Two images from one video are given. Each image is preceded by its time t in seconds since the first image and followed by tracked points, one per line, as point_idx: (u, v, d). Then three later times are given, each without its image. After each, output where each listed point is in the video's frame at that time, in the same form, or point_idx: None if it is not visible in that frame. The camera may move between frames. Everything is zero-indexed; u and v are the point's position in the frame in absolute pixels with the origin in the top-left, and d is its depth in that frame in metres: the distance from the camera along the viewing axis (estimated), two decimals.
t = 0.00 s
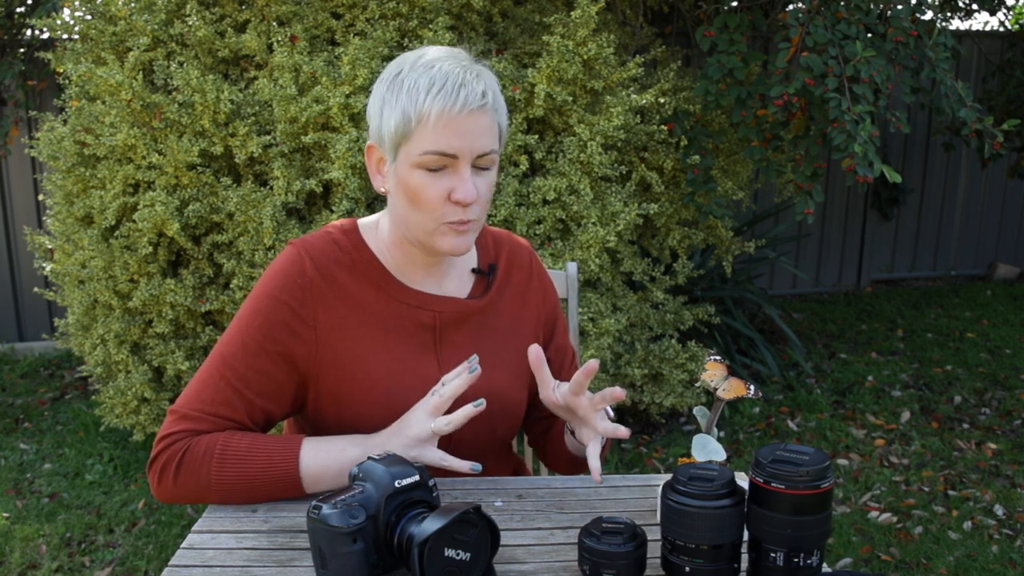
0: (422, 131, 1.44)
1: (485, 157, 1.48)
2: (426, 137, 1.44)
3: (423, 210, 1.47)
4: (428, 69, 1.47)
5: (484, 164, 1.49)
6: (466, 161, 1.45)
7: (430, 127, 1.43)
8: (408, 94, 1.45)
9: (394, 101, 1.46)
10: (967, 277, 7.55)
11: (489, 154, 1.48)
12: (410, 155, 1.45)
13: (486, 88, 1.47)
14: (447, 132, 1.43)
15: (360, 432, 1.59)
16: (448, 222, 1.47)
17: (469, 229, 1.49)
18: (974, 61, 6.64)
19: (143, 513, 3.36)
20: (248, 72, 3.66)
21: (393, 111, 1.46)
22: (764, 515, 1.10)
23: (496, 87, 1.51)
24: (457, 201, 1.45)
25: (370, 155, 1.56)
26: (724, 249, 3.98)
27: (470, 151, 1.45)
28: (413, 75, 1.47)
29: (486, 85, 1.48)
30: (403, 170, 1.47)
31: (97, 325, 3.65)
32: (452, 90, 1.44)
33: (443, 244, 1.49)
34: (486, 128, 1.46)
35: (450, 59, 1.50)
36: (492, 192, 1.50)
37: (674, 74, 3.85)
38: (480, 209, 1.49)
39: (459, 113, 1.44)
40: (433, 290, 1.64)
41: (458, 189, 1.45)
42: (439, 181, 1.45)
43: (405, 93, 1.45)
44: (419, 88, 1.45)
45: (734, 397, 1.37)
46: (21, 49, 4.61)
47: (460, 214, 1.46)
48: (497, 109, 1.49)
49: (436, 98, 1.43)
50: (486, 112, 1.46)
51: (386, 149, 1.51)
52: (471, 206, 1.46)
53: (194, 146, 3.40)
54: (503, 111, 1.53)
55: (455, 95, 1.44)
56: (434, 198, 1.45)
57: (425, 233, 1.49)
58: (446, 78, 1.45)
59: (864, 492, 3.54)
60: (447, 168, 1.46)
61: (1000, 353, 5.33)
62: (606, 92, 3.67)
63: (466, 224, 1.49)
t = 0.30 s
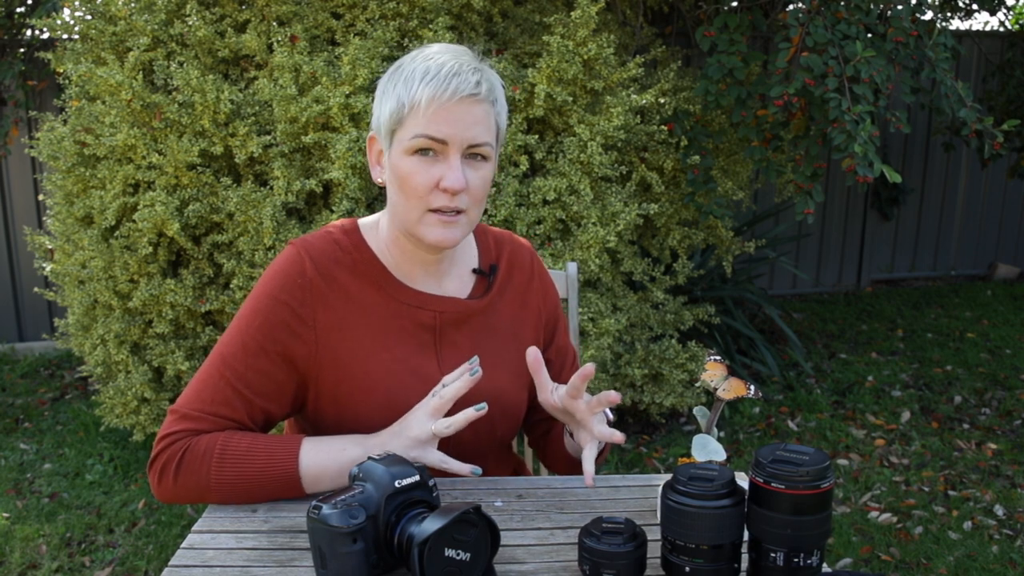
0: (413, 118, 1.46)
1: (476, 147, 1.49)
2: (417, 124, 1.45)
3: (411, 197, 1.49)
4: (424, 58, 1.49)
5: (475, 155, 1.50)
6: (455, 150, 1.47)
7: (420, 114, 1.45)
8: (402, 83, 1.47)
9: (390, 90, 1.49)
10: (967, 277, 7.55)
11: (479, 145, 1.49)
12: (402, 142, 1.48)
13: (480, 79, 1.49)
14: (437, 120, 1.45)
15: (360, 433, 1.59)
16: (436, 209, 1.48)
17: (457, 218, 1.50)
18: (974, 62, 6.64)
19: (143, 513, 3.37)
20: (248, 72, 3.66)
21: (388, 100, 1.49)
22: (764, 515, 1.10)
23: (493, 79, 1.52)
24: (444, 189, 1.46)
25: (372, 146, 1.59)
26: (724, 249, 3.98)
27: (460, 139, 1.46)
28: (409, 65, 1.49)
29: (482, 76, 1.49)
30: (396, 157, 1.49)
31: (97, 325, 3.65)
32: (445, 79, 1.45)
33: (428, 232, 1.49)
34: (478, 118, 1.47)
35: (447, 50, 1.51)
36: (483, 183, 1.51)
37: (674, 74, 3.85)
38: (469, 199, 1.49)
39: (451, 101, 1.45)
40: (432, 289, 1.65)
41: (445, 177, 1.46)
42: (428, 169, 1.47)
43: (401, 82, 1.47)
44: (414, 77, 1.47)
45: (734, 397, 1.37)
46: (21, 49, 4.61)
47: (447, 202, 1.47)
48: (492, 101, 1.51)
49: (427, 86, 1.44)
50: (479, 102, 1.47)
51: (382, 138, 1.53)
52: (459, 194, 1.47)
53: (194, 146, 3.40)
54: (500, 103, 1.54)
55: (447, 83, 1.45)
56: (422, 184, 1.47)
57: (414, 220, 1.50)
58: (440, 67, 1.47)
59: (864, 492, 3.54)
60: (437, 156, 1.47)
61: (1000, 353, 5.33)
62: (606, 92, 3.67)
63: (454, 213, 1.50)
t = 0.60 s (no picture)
0: (409, 118, 1.46)
1: (472, 144, 1.49)
2: (413, 124, 1.46)
3: (409, 196, 1.49)
4: (419, 59, 1.50)
5: (472, 154, 1.50)
6: (451, 148, 1.47)
7: (416, 114, 1.45)
8: (398, 83, 1.48)
9: (386, 90, 1.50)
10: (967, 277, 7.55)
11: (476, 143, 1.49)
12: (399, 141, 1.48)
13: (475, 76, 1.49)
14: (433, 119, 1.45)
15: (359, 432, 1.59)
16: (433, 207, 1.48)
17: (456, 217, 1.50)
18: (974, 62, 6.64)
19: (143, 513, 3.37)
20: (248, 72, 3.66)
21: (384, 100, 1.49)
22: (764, 515, 1.10)
23: (488, 77, 1.52)
24: (441, 188, 1.46)
25: (370, 147, 1.59)
26: (724, 249, 3.98)
27: (455, 138, 1.46)
28: (404, 65, 1.50)
29: (477, 75, 1.49)
30: (393, 157, 1.49)
31: (97, 325, 3.65)
32: (439, 78, 1.45)
33: (427, 231, 1.49)
34: (474, 117, 1.47)
35: (441, 50, 1.52)
36: (481, 181, 1.51)
37: (674, 74, 3.85)
38: (467, 197, 1.49)
39: (445, 100, 1.45)
40: (432, 288, 1.65)
41: (442, 175, 1.46)
42: (424, 168, 1.47)
43: (396, 82, 1.48)
44: (408, 77, 1.47)
45: (734, 397, 1.37)
46: (21, 49, 4.61)
47: (445, 201, 1.47)
48: (488, 100, 1.51)
49: (422, 85, 1.45)
50: (474, 100, 1.48)
51: (380, 139, 1.53)
52: (456, 192, 1.47)
53: (195, 146, 3.40)
54: (496, 101, 1.54)
55: (441, 82, 1.45)
56: (419, 183, 1.47)
57: (411, 219, 1.49)
58: (434, 66, 1.47)
59: (864, 492, 3.54)
60: (433, 155, 1.47)
61: (1000, 353, 5.33)
62: (606, 92, 3.67)
63: (453, 212, 1.49)
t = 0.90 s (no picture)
0: (409, 125, 1.46)
1: (472, 155, 1.48)
2: (412, 133, 1.46)
3: (408, 202, 1.50)
4: (423, 66, 1.48)
5: (471, 163, 1.49)
6: (450, 159, 1.47)
7: (415, 124, 1.45)
8: (401, 89, 1.47)
9: (391, 94, 1.49)
10: (967, 277, 7.55)
11: (476, 154, 1.48)
12: (399, 148, 1.48)
13: (478, 88, 1.47)
14: (432, 131, 1.45)
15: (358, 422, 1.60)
16: (429, 216, 1.49)
17: (453, 225, 1.51)
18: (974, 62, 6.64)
19: (143, 513, 3.37)
20: (248, 72, 3.66)
21: (388, 105, 1.49)
22: (764, 515, 1.10)
23: (493, 88, 1.50)
24: (437, 197, 1.47)
25: (378, 144, 1.61)
26: (724, 249, 3.98)
27: (454, 149, 1.46)
28: (410, 70, 1.49)
29: (480, 86, 1.47)
30: (394, 162, 1.50)
31: (97, 325, 3.65)
32: (440, 89, 1.44)
33: (423, 237, 1.50)
34: (473, 128, 1.46)
35: (447, 58, 1.50)
36: (480, 192, 1.51)
37: (674, 74, 3.85)
38: (464, 206, 1.49)
39: (445, 112, 1.44)
40: (436, 281, 1.65)
41: (438, 185, 1.46)
42: (423, 175, 1.48)
43: (400, 89, 1.47)
44: (411, 85, 1.46)
45: (734, 397, 1.37)
46: (21, 49, 4.61)
47: (441, 209, 1.48)
48: (490, 110, 1.49)
49: (423, 96, 1.44)
50: (475, 113, 1.46)
51: (385, 140, 1.54)
52: (452, 202, 1.47)
53: (194, 146, 3.40)
54: (501, 111, 1.52)
55: (442, 94, 1.44)
56: (417, 190, 1.48)
57: (410, 223, 1.51)
58: (437, 75, 1.46)
59: (864, 492, 3.54)
60: (432, 163, 1.48)
61: (1000, 353, 5.32)
62: (606, 92, 3.66)
63: (450, 220, 1.50)
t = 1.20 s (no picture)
0: (413, 116, 1.47)
1: (477, 140, 1.48)
2: (417, 122, 1.46)
3: (417, 193, 1.49)
4: (421, 57, 1.50)
5: (478, 148, 1.50)
6: (455, 143, 1.47)
7: (419, 112, 1.46)
8: (402, 83, 1.48)
9: (392, 90, 1.50)
10: (967, 277, 7.55)
11: (481, 138, 1.48)
12: (405, 140, 1.48)
13: (478, 72, 1.48)
14: (435, 116, 1.45)
15: (364, 426, 1.59)
16: (440, 204, 1.49)
17: (464, 212, 1.50)
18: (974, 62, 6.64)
19: (143, 513, 3.37)
20: (248, 72, 3.66)
21: (390, 100, 1.50)
22: (764, 515, 1.10)
23: (492, 72, 1.51)
24: (447, 183, 1.46)
25: (383, 147, 1.61)
26: (724, 249, 3.98)
27: (459, 134, 1.46)
28: (409, 64, 1.50)
29: (479, 70, 1.49)
30: (401, 155, 1.50)
31: (97, 325, 3.65)
32: (440, 75, 1.45)
33: (435, 227, 1.50)
34: (477, 113, 1.47)
35: (445, 47, 1.51)
36: (489, 176, 1.51)
37: (674, 74, 3.85)
38: (474, 191, 1.49)
39: (447, 97, 1.45)
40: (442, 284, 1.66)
41: (447, 171, 1.46)
42: (430, 164, 1.48)
43: (400, 82, 1.48)
44: (412, 75, 1.47)
45: (734, 397, 1.37)
46: (21, 49, 4.60)
47: (452, 196, 1.48)
48: (492, 95, 1.50)
49: (423, 83, 1.45)
50: (476, 96, 1.47)
51: (389, 138, 1.54)
52: (462, 187, 1.47)
53: (194, 146, 3.40)
54: (503, 95, 1.53)
55: (443, 79, 1.45)
56: (425, 179, 1.48)
57: (420, 216, 1.50)
58: (436, 63, 1.47)
59: (864, 492, 3.54)
60: (439, 152, 1.48)
61: (1000, 353, 5.32)
62: (606, 92, 3.67)
63: (461, 207, 1.50)
